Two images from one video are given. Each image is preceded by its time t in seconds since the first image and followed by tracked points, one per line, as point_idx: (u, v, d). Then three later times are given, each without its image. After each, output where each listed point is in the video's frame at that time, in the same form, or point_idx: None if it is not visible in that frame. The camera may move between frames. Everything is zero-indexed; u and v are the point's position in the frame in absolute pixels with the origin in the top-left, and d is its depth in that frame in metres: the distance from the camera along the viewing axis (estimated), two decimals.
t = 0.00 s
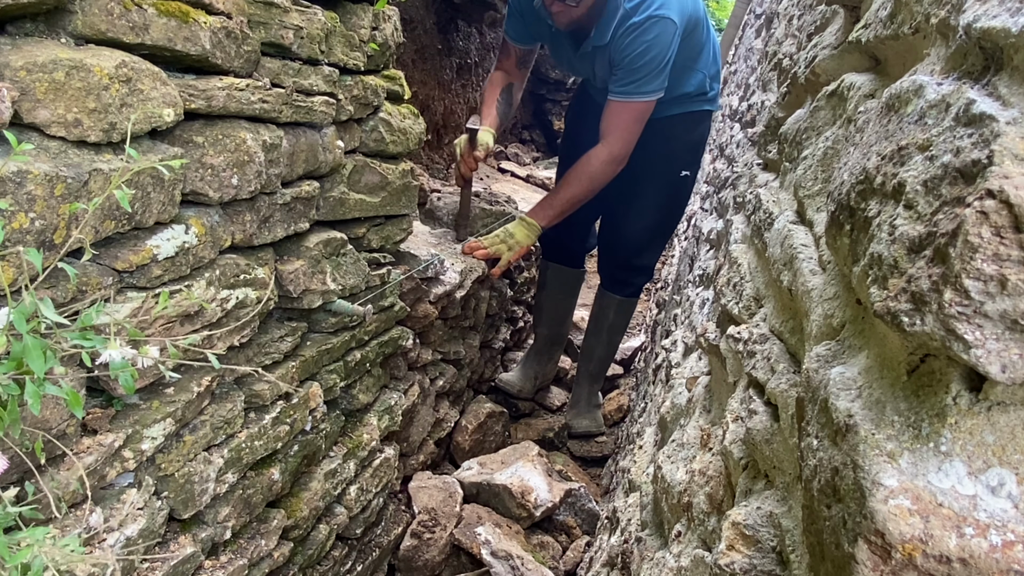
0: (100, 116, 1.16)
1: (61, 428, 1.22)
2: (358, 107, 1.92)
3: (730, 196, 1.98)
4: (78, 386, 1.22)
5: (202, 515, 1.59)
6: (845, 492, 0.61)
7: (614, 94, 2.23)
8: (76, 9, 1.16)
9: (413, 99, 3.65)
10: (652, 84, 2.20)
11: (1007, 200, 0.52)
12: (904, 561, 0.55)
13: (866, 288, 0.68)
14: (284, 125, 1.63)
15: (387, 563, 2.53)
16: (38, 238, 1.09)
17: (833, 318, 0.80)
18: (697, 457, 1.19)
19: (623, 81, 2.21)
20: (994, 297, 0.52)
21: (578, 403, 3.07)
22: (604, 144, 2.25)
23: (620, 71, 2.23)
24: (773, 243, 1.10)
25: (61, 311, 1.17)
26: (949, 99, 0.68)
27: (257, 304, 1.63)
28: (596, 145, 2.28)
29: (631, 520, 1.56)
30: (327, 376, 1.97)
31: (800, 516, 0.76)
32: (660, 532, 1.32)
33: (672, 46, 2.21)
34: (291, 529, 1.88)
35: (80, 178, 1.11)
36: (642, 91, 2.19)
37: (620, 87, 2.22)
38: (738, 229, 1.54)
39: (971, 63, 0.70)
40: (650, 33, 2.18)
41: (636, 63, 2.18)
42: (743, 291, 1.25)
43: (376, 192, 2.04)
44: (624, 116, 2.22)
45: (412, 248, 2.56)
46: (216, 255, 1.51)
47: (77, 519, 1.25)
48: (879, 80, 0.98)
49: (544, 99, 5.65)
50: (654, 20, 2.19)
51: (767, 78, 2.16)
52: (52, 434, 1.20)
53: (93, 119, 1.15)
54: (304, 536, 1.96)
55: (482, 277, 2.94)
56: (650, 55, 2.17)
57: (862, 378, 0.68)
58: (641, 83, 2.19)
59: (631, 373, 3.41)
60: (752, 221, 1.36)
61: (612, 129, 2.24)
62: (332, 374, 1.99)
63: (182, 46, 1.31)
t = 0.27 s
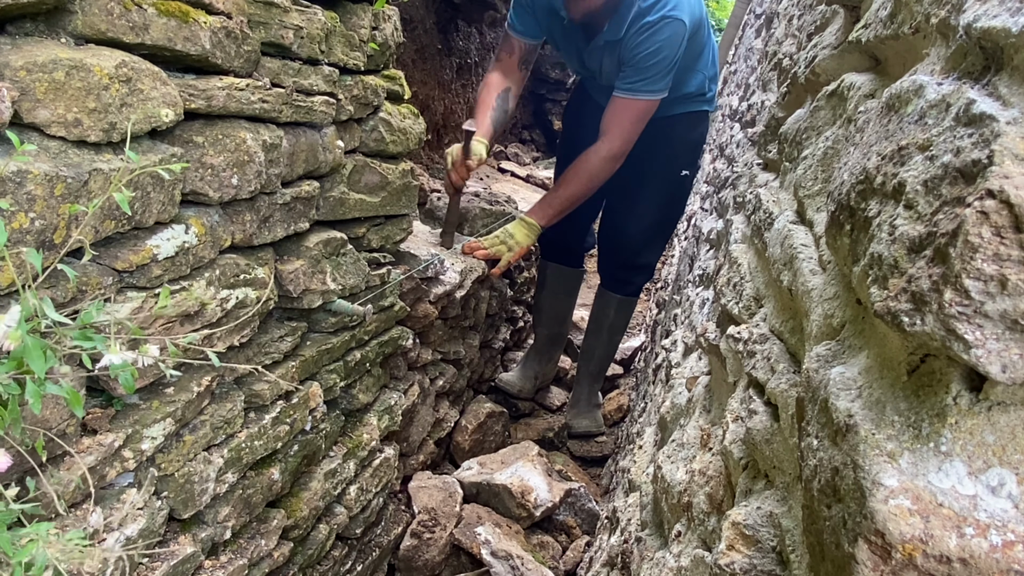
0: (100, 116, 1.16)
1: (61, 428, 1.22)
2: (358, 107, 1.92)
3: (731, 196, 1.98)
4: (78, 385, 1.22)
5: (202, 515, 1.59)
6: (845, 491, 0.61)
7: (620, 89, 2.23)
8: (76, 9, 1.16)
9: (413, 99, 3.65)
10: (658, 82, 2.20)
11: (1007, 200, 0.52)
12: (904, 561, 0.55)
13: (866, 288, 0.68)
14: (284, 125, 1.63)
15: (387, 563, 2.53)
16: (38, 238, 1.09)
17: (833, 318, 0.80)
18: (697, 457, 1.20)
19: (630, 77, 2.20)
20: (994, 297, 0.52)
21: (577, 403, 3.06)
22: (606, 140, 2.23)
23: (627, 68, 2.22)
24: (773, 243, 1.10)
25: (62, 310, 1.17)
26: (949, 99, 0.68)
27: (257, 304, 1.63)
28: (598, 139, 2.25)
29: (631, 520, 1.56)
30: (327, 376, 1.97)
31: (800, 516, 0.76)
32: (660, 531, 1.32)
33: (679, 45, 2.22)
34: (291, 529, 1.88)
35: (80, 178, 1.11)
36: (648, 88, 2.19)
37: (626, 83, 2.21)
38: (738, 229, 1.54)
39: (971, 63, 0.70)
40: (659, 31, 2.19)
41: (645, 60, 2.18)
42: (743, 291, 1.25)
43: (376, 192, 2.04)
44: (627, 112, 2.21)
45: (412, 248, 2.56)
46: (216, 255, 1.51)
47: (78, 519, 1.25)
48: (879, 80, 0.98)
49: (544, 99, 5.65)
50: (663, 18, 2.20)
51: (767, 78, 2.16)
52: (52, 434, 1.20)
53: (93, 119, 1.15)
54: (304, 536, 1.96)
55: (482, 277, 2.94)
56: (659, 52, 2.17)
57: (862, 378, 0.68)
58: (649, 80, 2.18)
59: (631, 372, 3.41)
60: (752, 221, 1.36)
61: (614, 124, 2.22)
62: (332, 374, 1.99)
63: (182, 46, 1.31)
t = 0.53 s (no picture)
0: (100, 116, 1.16)
1: (61, 428, 1.22)
2: (358, 107, 1.92)
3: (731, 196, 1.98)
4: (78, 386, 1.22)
5: (202, 515, 1.59)
6: (845, 492, 0.61)
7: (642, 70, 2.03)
8: (76, 9, 1.16)
9: (413, 99, 3.65)
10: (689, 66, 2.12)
11: (1007, 200, 0.52)
12: (904, 561, 0.55)
13: (866, 288, 0.68)
14: (284, 125, 1.63)
15: (387, 563, 2.52)
16: (38, 238, 1.09)
17: (834, 318, 0.80)
18: (697, 457, 1.20)
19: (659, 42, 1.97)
20: (994, 297, 0.52)
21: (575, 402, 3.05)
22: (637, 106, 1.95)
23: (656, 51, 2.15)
24: (773, 243, 1.10)
25: (62, 311, 1.17)
26: (949, 99, 0.68)
27: (257, 304, 1.63)
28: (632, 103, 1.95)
29: (631, 520, 1.56)
30: (327, 376, 1.97)
31: (800, 516, 0.76)
32: (660, 532, 1.32)
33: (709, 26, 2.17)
34: (291, 529, 1.88)
35: (80, 178, 1.11)
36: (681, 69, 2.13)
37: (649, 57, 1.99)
38: (738, 229, 1.54)
39: (971, 63, 0.70)
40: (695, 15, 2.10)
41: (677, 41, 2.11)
42: (743, 291, 1.25)
43: (376, 192, 2.04)
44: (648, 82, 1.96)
45: (412, 248, 2.55)
46: (216, 255, 1.51)
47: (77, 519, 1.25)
48: (879, 80, 0.98)
49: (544, 99, 5.65)
50: None
51: (767, 78, 2.16)
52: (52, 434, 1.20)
53: (94, 119, 1.15)
54: (304, 536, 1.96)
55: (482, 277, 2.94)
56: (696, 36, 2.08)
57: (862, 377, 0.68)
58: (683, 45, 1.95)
59: (631, 373, 3.41)
60: (752, 221, 1.36)
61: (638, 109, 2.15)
62: (332, 374, 1.99)
63: (182, 46, 1.31)
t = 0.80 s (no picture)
0: (100, 116, 1.16)
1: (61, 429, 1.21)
2: (358, 107, 1.92)
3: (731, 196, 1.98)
4: (78, 386, 1.21)
5: (202, 515, 1.59)
6: (845, 492, 0.61)
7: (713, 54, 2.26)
8: (76, 9, 1.16)
9: (413, 99, 3.65)
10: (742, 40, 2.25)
11: (1007, 200, 0.52)
12: (904, 561, 0.55)
13: (866, 288, 0.68)
14: (284, 125, 1.63)
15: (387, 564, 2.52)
16: (38, 239, 1.09)
17: (833, 318, 0.80)
18: (697, 457, 1.20)
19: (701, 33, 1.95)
20: (994, 297, 0.52)
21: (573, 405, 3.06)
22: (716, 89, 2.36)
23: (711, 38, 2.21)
24: (773, 243, 1.09)
25: (61, 311, 1.17)
26: (949, 99, 0.68)
27: (257, 304, 1.63)
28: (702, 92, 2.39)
29: (631, 521, 1.55)
30: (327, 376, 1.97)
31: (800, 516, 0.76)
32: (660, 532, 1.32)
33: None
34: (291, 529, 1.88)
35: (80, 178, 1.11)
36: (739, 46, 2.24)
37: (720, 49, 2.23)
38: (738, 229, 1.54)
39: (971, 64, 0.70)
40: None
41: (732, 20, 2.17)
42: (743, 291, 1.25)
43: (376, 193, 2.04)
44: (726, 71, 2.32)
45: (411, 248, 2.55)
46: (216, 255, 1.51)
47: (77, 520, 1.25)
48: (879, 80, 0.98)
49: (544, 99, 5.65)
50: None
51: (767, 78, 2.16)
52: (51, 435, 1.20)
53: (93, 120, 1.15)
54: (304, 536, 1.96)
55: (482, 278, 2.94)
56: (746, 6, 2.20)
57: (862, 377, 0.68)
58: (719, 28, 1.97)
59: (631, 373, 3.41)
60: (752, 221, 1.36)
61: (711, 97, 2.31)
62: (332, 374, 1.99)
63: (182, 46, 1.31)
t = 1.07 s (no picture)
0: (100, 116, 1.15)
1: (61, 429, 1.21)
2: (358, 107, 1.92)
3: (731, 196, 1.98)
4: (78, 386, 1.21)
5: (202, 515, 1.59)
6: (845, 492, 0.61)
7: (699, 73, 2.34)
8: (76, 9, 1.16)
9: (413, 99, 3.65)
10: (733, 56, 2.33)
11: (1007, 200, 0.52)
12: (904, 561, 0.55)
13: (865, 288, 0.68)
14: (284, 125, 1.63)
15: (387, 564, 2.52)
16: (38, 239, 1.09)
17: (833, 318, 0.80)
18: (697, 457, 1.20)
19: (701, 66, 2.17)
20: (994, 297, 0.53)
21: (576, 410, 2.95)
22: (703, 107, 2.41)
23: (703, 52, 2.28)
24: (773, 243, 1.10)
25: (61, 311, 1.17)
26: (949, 99, 0.68)
27: (257, 304, 1.63)
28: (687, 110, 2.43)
29: (631, 520, 1.55)
30: (327, 376, 1.97)
31: (800, 516, 0.76)
32: (660, 532, 1.32)
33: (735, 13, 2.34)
34: (291, 529, 1.88)
35: (80, 179, 1.11)
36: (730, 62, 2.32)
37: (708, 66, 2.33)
38: (738, 229, 1.54)
39: (971, 63, 0.70)
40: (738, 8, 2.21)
41: (721, 36, 2.24)
42: (743, 291, 1.25)
43: (376, 193, 2.04)
44: (709, 93, 2.37)
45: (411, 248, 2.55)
46: (216, 255, 1.51)
47: (77, 519, 1.25)
48: (879, 80, 0.98)
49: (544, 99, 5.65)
50: None
51: (767, 78, 2.16)
52: (51, 435, 1.20)
53: (94, 120, 1.15)
54: (304, 536, 1.96)
55: (482, 278, 2.94)
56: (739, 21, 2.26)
57: (862, 378, 0.68)
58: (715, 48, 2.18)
59: (631, 373, 3.41)
60: (752, 221, 1.37)
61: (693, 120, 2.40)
62: (332, 374, 1.99)
63: (182, 46, 1.31)
